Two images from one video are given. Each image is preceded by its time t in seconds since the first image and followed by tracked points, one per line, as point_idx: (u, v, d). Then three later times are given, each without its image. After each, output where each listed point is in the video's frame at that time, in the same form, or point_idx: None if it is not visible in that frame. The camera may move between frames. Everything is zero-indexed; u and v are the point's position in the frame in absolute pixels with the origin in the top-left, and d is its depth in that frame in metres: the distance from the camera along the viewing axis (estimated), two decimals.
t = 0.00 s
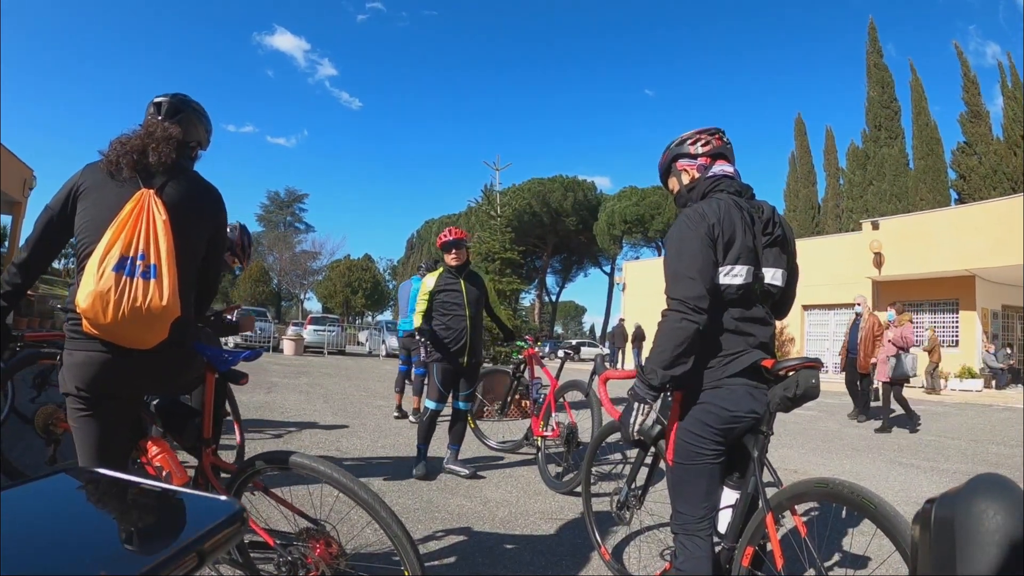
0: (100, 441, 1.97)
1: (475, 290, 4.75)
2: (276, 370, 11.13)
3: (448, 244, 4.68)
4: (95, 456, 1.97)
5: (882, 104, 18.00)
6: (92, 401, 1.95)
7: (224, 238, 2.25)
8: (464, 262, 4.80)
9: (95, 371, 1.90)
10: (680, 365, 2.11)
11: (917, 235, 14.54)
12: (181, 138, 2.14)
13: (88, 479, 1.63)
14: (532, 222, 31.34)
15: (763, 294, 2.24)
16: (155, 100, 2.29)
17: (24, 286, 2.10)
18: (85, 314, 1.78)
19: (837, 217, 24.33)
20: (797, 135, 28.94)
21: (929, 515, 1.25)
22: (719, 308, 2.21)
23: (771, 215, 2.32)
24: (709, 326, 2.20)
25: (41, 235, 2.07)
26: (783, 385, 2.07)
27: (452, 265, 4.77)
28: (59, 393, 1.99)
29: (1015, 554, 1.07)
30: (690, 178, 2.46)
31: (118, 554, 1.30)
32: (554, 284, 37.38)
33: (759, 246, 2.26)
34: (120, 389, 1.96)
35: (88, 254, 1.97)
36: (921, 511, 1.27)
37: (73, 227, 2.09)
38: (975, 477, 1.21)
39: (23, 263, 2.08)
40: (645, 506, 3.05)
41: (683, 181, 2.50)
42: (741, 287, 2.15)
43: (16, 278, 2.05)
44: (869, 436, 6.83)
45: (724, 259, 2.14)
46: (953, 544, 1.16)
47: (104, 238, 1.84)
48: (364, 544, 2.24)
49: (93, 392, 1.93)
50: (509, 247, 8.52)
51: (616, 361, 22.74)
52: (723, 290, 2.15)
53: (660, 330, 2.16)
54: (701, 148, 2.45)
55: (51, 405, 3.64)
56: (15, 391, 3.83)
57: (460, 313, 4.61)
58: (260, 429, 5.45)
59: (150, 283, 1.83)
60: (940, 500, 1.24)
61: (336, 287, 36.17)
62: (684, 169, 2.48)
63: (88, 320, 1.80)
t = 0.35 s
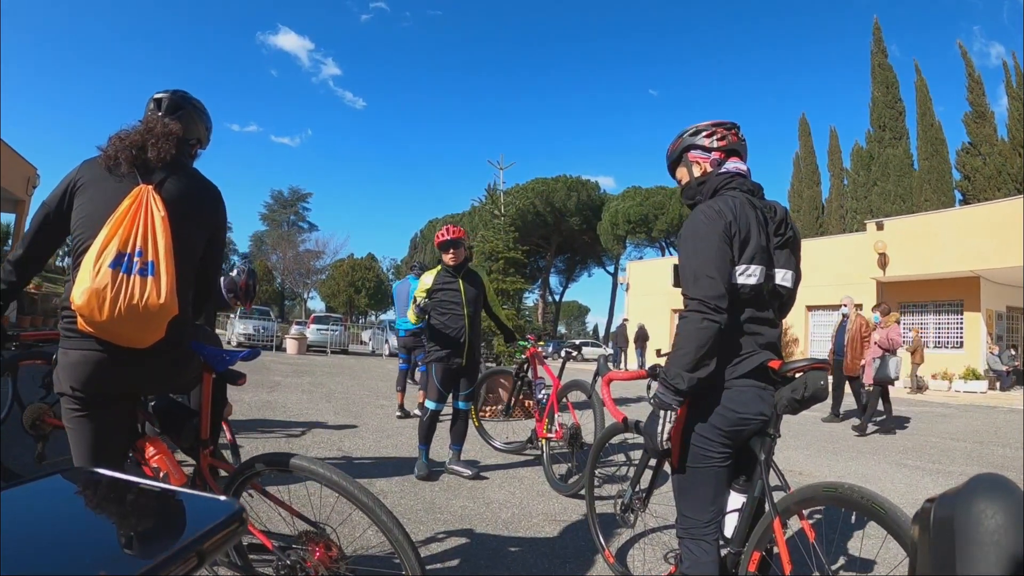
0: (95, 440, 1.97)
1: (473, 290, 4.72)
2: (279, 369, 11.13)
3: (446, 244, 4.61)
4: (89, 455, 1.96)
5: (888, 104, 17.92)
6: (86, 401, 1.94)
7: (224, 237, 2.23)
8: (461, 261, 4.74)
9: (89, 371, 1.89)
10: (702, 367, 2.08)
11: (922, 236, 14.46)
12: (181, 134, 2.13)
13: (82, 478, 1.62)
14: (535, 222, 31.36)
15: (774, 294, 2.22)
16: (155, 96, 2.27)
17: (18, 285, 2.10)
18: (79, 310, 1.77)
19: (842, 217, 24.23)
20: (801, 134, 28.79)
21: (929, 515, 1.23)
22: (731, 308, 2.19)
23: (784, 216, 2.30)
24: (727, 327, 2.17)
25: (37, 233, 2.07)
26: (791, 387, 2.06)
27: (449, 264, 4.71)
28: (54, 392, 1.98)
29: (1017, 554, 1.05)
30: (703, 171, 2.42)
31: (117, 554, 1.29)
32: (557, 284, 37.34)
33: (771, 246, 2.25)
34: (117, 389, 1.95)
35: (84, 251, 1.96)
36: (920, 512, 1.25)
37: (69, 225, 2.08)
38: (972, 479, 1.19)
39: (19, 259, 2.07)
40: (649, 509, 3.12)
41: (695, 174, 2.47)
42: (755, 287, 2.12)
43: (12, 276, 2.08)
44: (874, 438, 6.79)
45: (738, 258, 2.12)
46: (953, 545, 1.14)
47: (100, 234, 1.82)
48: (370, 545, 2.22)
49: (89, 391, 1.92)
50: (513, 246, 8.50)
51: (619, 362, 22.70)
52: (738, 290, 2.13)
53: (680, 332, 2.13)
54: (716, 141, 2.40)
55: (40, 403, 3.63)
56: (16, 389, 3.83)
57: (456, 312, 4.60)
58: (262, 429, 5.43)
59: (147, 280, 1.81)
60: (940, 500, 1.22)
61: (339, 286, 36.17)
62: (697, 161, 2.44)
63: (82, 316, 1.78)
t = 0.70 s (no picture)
0: (89, 438, 1.95)
1: (481, 288, 4.70)
2: (282, 366, 11.12)
3: (458, 239, 4.59)
4: (83, 454, 1.94)
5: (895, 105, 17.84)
6: (79, 399, 1.92)
7: (223, 233, 2.21)
8: (472, 258, 4.71)
9: (83, 368, 1.88)
10: (708, 368, 2.06)
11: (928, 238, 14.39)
12: (181, 128, 2.11)
13: (83, 479, 1.60)
14: (539, 221, 31.33)
15: (786, 295, 2.19)
16: (156, 89, 2.25)
17: (14, 279, 2.07)
18: (74, 304, 1.74)
19: (847, 218, 24.14)
20: (807, 135, 28.68)
21: (930, 515, 1.22)
22: (741, 308, 2.16)
23: (799, 216, 2.27)
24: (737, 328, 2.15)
25: (32, 227, 2.06)
26: (804, 390, 2.02)
27: (459, 260, 4.69)
28: (47, 391, 1.96)
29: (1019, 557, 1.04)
30: (718, 167, 2.38)
31: (117, 554, 1.28)
32: (561, 283, 37.32)
33: (784, 246, 2.21)
34: (111, 386, 1.93)
35: (79, 243, 1.93)
36: (922, 511, 1.25)
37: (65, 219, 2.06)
38: (974, 479, 1.18)
39: (15, 253, 2.06)
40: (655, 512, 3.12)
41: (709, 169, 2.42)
42: (767, 287, 2.09)
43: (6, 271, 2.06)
44: (879, 441, 6.75)
45: (750, 257, 2.09)
46: (952, 546, 1.13)
47: (97, 227, 1.80)
48: (375, 547, 2.17)
49: (82, 389, 1.90)
50: (517, 245, 8.48)
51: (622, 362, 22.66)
52: (749, 290, 2.10)
53: (688, 332, 2.10)
54: (732, 136, 2.37)
55: (37, 400, 3.70)
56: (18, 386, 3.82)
57: (463, 308, 4.57)
58: (265, 427, 5.41)
59: (145, 275, 1.80)
60: (940, 500, 1.21)
61: (343, 284, 36.19)
62: (711, 156, 2.40)
63: (76, 310, 1.76)
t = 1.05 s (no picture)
0: (78, 438, 1.92)
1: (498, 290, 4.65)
2: (286, 365, 11.13)
3: (481, 239, 4.55)
4: (72, 454, 1.92)
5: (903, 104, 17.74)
6: (67, 399, 1.90)
7: (222, 233, 2.18)
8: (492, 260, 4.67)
9: (71, 366, 1.86)
10: (720, 370, 2.02)
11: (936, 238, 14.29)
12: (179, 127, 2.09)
13: (84, 478, 1.57)
14: (544, 221, 31.28)
15: (802, 295, 2.15)
16: (155, 89, 2.24)
17: (10, 276, 2.04)
18: (64, 295, 1.71)
19: (853, 218, 24.00)
20: (813, 135, 28.53)
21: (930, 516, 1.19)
22: (755, 308, 2.12)
23: (815, 213, 2.23)
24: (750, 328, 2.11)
25: (28, 225, 2.03)
26: (820, 393, 1.99)
27: (479, 261, 4.65)
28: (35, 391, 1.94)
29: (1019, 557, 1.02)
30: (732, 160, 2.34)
31: (115, 553, 1.25)
32: (565, 283, 37.25)
33: (800, 244, 2.17)
34: (101, 384, 1.91)
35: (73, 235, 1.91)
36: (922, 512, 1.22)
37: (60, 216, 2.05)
38: (974, 478, 1.16)
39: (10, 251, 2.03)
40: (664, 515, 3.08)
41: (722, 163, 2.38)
42: (781, 286, 2.05)
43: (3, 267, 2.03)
44: (886, 443, 6.69)
45: (764, 255, 2.05)
46: (951, 547, 1.10)
47: (92, 218, 1.78)
48: (375, 551, 2.13)
49: (71, 389, 1.88)
50: (523, 244, 8.45)
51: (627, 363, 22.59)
52: (763, 289, 2.06)
53: (699, 332, 2.07)
54: (747, 129, 2.33)
55: (38, 398, 3.66)
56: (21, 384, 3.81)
57: (479, 310, 4.54)
58: (268, 427, 5.39)
59: (138, 268, 1.77)
60: (941, 500, 1.19)
61: (347, 284, 36.25)
62: (724, 150, 2.37)
63: (66, 302, 1.73)
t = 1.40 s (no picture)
0: (65, 439, 1.91)
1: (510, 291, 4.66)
2: (289, 365, 11.10)
3: (498, 239, 4.52)
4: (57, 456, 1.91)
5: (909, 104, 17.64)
6: (53, 400, 1.88)
7: (221, 233, 2.15)
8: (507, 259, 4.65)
9: (57, 365, 1.84)
10: (727, 369, 1.99)
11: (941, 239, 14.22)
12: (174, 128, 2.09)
13: (81, 479, 1.54)
14: (547, 221, 31.21)
15: (813, 294, 2.12)
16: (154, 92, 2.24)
17: None
18: (47, 287, 1.71)
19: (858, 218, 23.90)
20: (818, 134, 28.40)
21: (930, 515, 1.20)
22: (764, 307, 2.09)
23: (828, 210, 2.20)
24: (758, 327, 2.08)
25: (20, 227, 2.02)
26: (835, 395, 1.96)
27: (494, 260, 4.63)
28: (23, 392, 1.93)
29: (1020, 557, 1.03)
30: (743, 156, 2.31)
31: (116, 553, 1.23)
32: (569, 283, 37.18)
33: (812, 242, 2.14)
34: (87, 384, 1.89)
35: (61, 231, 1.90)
36: (920, 511, 1.22)
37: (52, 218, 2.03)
38: (976, 477, 1.16)
39: None
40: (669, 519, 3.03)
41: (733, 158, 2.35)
42: (792, 285, 2.02)
43: None
44: (892, 445, 6.62)
45: (774, 253, 2.02)
46: (952, 546, 1.11)
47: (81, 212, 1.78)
48: (375, 556, 2.06)
49: (56, 390, 1.87)
50: (527, 244, 8.41)
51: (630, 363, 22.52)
52: (773, 288, 2.02)
53: (705, 331, 2.04)
54: (759, 123, 2.29)
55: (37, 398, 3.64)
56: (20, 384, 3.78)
57: (491, 311, 4.53)
58: (269, 428, 5.37)
59: (122, 262, 1.75)
60: (940, 500, 1.19)
61: (350, 284, 36.25)
62: (735, 145, 2.33)
63: (50, 295, 1.72)
